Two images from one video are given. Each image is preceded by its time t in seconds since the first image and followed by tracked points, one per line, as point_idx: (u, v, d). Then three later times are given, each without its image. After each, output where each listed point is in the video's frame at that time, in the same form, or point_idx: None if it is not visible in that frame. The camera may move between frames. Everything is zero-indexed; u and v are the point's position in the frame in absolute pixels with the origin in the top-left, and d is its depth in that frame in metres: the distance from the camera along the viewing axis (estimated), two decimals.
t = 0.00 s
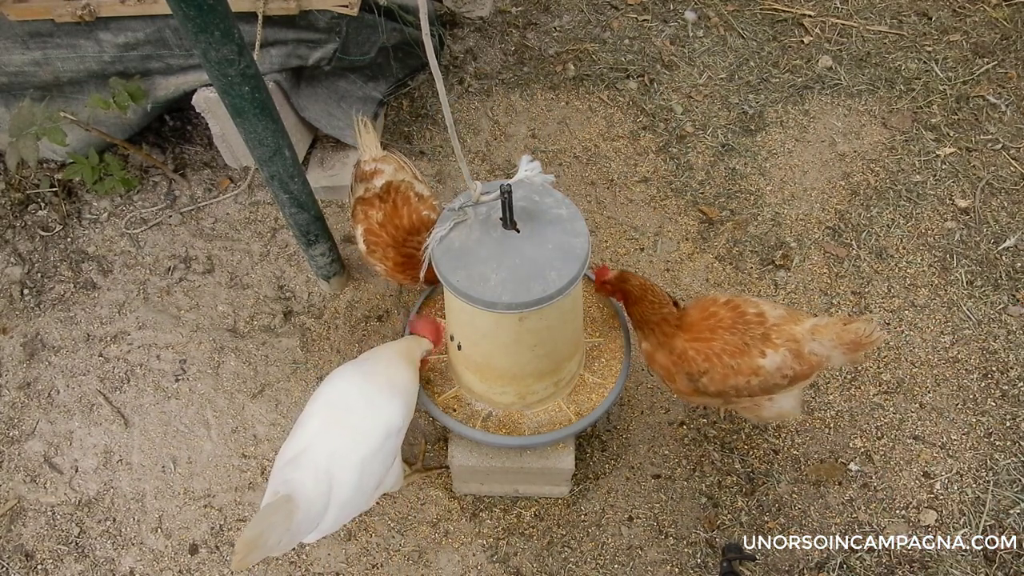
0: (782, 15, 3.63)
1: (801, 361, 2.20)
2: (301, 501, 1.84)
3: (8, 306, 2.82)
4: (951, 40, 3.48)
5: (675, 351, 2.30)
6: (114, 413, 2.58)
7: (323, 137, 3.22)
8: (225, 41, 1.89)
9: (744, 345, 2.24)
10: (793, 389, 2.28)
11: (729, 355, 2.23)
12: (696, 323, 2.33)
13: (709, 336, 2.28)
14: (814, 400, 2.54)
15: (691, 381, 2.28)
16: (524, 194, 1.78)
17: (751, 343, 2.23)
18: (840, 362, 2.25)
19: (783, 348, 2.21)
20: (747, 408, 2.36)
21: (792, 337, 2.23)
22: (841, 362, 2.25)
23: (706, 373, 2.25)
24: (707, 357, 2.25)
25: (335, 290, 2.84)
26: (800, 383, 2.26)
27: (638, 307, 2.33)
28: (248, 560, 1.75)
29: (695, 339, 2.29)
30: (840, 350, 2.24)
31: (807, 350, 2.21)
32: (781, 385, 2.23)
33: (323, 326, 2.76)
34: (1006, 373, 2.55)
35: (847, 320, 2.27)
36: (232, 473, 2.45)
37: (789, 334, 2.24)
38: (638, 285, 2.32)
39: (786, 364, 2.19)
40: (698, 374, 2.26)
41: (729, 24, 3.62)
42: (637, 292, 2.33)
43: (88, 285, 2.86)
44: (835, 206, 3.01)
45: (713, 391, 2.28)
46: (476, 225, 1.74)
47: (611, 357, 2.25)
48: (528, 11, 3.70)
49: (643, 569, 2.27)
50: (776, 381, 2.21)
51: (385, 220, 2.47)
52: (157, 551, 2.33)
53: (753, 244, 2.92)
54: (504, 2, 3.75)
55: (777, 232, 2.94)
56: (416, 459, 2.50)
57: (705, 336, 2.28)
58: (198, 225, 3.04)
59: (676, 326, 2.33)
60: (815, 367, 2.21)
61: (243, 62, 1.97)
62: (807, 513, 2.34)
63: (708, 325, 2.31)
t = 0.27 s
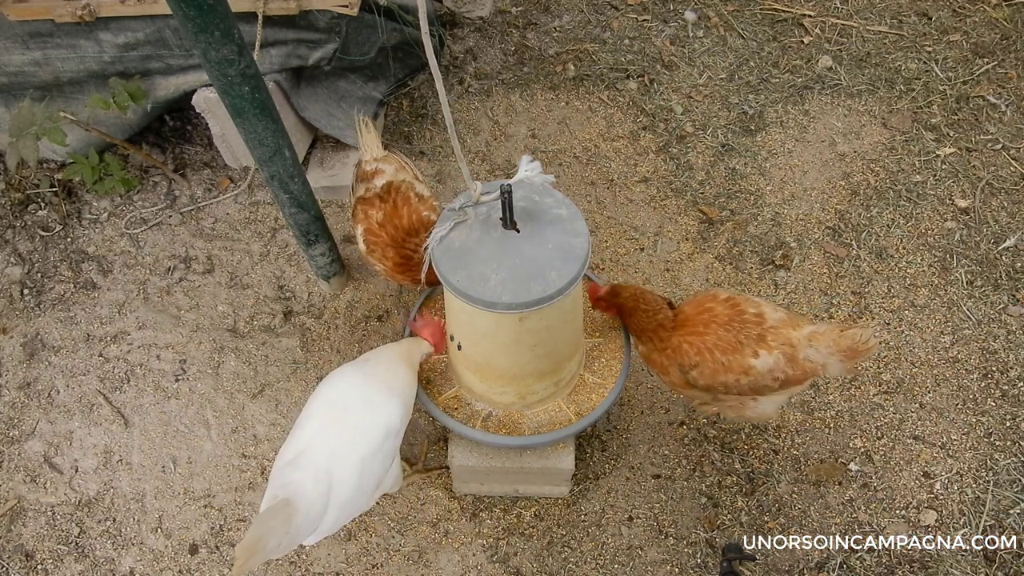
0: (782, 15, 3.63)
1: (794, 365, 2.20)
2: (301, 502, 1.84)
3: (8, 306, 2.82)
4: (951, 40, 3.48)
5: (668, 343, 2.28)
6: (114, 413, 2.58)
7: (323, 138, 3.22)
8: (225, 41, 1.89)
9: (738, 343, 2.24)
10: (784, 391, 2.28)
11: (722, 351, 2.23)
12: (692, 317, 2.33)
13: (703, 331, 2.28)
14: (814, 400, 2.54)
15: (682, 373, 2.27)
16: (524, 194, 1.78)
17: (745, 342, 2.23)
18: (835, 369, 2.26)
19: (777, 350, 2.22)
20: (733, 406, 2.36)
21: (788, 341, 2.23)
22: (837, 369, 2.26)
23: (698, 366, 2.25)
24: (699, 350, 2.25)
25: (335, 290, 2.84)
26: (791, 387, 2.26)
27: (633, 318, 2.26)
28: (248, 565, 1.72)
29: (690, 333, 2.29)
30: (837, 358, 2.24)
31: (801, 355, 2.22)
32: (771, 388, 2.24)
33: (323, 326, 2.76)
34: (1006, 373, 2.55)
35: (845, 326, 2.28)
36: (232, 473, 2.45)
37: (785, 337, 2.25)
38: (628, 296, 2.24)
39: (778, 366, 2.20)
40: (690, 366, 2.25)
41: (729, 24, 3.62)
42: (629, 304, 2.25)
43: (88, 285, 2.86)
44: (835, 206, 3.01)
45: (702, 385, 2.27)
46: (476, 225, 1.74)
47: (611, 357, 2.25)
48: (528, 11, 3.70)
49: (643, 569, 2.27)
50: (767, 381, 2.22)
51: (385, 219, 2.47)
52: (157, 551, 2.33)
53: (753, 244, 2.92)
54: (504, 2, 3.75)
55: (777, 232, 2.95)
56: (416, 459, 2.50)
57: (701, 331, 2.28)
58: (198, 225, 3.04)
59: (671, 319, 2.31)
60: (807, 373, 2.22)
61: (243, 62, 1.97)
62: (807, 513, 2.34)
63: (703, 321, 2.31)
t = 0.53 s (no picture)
0: (782, 15, 3.63)
1: (790, 361, 2.18)
2: (301, 500, 1.82)
3: (8, 306, 2.82)
4: (951, 40, 3.48)
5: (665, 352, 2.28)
6: (114, 413, 2.58)
7: (323, 138, 3.22)
8: (225, 42, 1.89)
9: (733, 344, 2.22)
10: (783, 389, 2.27)
11: (717, 354, 2.21)
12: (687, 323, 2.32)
13: (698, 335, 2.26)
14: (814, 400, 2.54)
15: (682, 380, 2.27)
16: (524, 194, 1.78)
17: (739, 342, 2.21)
18: (832, 365, 2.22)
19: (772, 348, 2.19)
20: (730, 407, 2.36)
21: (782, 337, 2.20)
22: (835, 365, 2.23)
23: (695, 371, 2.24)
24: (695, 355, 2.24)
25: (335, 290, 2.84)
26: (791, 383, 2.24)
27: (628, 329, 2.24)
28: (249, 566, 1.69)
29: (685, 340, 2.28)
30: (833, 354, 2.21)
31: (797, 351, 2.19)
32: (770, 385, 2.22)
33: (323, 326, 2.76)
34: (1006, 373, 2.55)
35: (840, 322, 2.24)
36: (232, 473, 2.45)
37: (780, 334, 2.22)
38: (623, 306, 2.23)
39: (774, 364, 2.17)
40: (687, 372, 2.25)
41: (729, 24, 3.62)
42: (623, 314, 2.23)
43: (88, 285, 2.86)
44: (835, 206, 3.01)
45: (701, 388, 2.27)
46: (476, 225, 1.74)
47: (610, 357, 2.25)
48: (528, 11, 3.70)
49: (644, 569, 2.27)
50: (764, 380, 2.20)
51: (386, 220, 2.47)
52: (157, 551, 2.33)
53: (753, 244, 2.92)
54: (504, 2, 3.75)
55: (777, 232, 2.95)
56: (416, 459, 2.50)
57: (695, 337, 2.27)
58: (198, 225, 3.04)
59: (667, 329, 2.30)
60: (805, 368, 2.20)
61: (243, 63, 1.97)
62: (807, 513, 2.34)
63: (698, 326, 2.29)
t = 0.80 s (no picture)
0: (782, 15, 3.63)
1: (791, 360, 2.18)
2: (297, 499, 1.83)
3: (8, 306, 2.82)
4: (951, 40, 3.48)
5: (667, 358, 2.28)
6: (114, 413, 2.58)
7: (323, 138, 3.22)
8: (225, 42, 1.89)
9: (733, 346, 2.22)
10: (784, 388, 2.27)
11: (718, 357, 2.21)
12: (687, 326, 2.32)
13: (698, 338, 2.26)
14: (814, 400, 2.54)
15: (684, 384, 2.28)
16: (524, 194, 1.78)
17: (739, 344, 2.20)
18: (831, 363, 2.20)
19: (772, 348, 2.19)
20: (729, 408, 2.37)
21: (781, 337, 2.20)
22: (834, 364, 2.21)
23: (696, 374, 2.24)
24: (697, 359, 2.24)
25: (335, 290, 2.84)
26: (791, 382, 2.25)
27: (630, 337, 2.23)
28: (243, 564, 1.69)
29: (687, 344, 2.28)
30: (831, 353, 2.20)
31: (796, 350, 2.19)
32: (771, 385, 2.23)
33: (323, 326, 2.76)
34: (1006, 373, 2.55)
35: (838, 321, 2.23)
36: (232, 473, 2.45)
37: (779, 333, 2.21)
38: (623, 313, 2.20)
39: (775, 364, 2.18)
40: (689, 376, 2.25)
41: (729, 24, 3.62)
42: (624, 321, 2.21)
43: (88, 285, 2.86)
44: (835, 206, 3.01)
45: (703, 390, 2.28)
46: (476, 225, 1.74)
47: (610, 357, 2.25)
48: (528, 11, 3.70)
49: (643, 569, 2.27)
50: (765, 380, 2.21)
51: (386, 219, 2.47)
52: (157, 551, 2.33)
53: (753, 244, 2.92)
54: (504, 2, 3.75)
55: (777, 232, 2.95)
56: (416, 459, 2.50)
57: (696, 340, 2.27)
58: (198, 225, 3.04)
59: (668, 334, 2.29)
60: (805, 366, 2.20)
61: (243, 63, 1.97)
62: (807, 513, 2.34)
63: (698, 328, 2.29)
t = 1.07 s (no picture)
0: (782, 15, 3.63)
1: (791, 367, 2.18)
2: (296, 499, 1.83)
3: (8, 306, 2.82)
4: (951, 40, 3.48)
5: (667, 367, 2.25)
6: (114, 413, 2.58)
7: (323, 138, 3.22)
8: (225, 42, 1.89)
9: (734, 353, 2.21)
10: (783, 393, 2.27)
11: (720, 365, 2.20)
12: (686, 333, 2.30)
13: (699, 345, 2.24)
14: (814, 400, 2.54)
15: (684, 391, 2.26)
16: (524, 194, 1.78)
17: (740, 351, 2.20)
18: (829, 368, 2.21)
19: (773, 355, 2.18)
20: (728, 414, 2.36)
21: (782, 344, 2.19)
22: (832, 368, 2.21)
23: (697, 382, 2.22)
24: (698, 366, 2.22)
25: (335, 290, 2.84)
26: (791, 387, 2.25)
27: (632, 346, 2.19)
28: (239, 562, 1.70)
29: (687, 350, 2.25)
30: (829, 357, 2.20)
31: (796, 356, 2.19)
32: (770, 392, 2.23)
33: (323, 326, 2.76)
34: (1006, 373, 2.55)
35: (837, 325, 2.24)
36: (232, 473, 2.45)
37: (779, 341, 2.21)
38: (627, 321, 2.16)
39: (775, 372, 2.17)
40: (690, 384, 2.23)
41: (729, 24, 3.62)
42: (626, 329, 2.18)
43: (88, 285, 2.86)
44: (835, 206, 3.01)
45: (703, 398, 2.26)
46: (476, 225, 1.74)
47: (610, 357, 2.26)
48: (528, 11, 3.70)
49: (643, 569, 2.27)
50: (766, 388, 2.21)
51: (386, 218, 2.47)
52: (157, 551, 2.33)
53: (753, 244, 2.92)
54: (504, 2, 3.75)
55: (777, 232, 2.95)
56: (416, 459, 2.50)
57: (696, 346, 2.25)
58: (198, 225, 3.04)
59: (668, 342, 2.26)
60: (803, 372, 2.20)
61: (243, 63, 1.97)
62: (807, 513, 2.34)
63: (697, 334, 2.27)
